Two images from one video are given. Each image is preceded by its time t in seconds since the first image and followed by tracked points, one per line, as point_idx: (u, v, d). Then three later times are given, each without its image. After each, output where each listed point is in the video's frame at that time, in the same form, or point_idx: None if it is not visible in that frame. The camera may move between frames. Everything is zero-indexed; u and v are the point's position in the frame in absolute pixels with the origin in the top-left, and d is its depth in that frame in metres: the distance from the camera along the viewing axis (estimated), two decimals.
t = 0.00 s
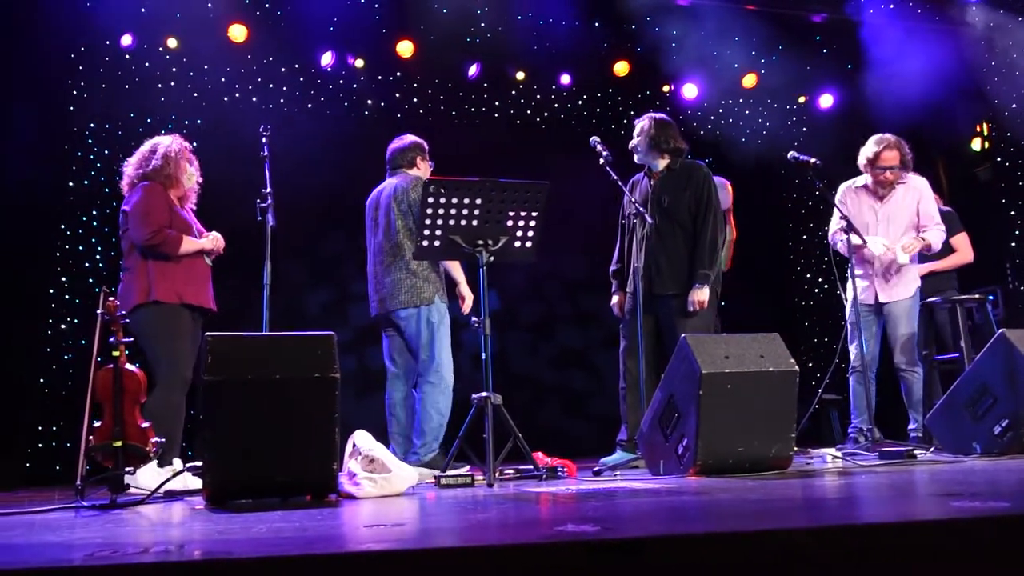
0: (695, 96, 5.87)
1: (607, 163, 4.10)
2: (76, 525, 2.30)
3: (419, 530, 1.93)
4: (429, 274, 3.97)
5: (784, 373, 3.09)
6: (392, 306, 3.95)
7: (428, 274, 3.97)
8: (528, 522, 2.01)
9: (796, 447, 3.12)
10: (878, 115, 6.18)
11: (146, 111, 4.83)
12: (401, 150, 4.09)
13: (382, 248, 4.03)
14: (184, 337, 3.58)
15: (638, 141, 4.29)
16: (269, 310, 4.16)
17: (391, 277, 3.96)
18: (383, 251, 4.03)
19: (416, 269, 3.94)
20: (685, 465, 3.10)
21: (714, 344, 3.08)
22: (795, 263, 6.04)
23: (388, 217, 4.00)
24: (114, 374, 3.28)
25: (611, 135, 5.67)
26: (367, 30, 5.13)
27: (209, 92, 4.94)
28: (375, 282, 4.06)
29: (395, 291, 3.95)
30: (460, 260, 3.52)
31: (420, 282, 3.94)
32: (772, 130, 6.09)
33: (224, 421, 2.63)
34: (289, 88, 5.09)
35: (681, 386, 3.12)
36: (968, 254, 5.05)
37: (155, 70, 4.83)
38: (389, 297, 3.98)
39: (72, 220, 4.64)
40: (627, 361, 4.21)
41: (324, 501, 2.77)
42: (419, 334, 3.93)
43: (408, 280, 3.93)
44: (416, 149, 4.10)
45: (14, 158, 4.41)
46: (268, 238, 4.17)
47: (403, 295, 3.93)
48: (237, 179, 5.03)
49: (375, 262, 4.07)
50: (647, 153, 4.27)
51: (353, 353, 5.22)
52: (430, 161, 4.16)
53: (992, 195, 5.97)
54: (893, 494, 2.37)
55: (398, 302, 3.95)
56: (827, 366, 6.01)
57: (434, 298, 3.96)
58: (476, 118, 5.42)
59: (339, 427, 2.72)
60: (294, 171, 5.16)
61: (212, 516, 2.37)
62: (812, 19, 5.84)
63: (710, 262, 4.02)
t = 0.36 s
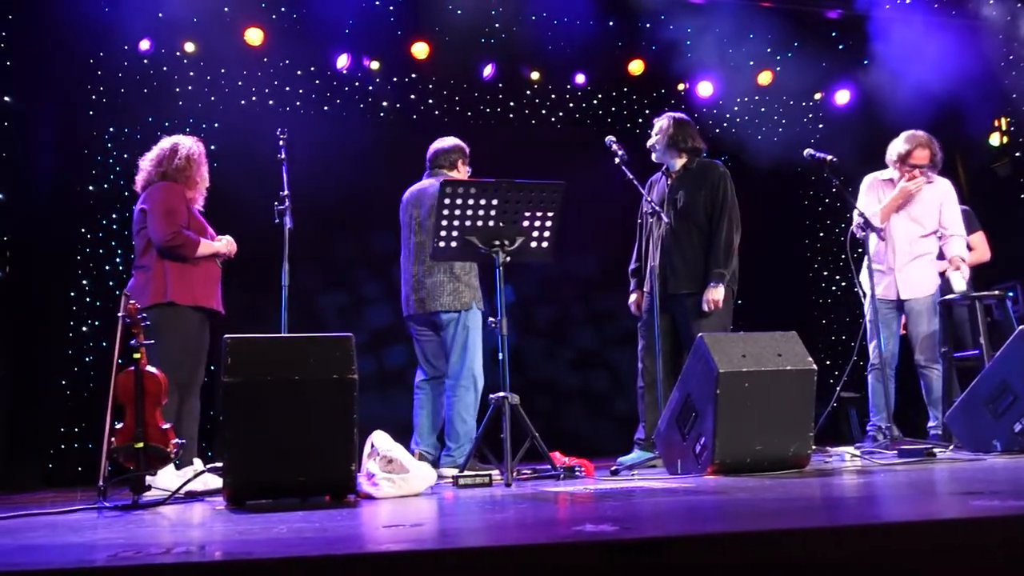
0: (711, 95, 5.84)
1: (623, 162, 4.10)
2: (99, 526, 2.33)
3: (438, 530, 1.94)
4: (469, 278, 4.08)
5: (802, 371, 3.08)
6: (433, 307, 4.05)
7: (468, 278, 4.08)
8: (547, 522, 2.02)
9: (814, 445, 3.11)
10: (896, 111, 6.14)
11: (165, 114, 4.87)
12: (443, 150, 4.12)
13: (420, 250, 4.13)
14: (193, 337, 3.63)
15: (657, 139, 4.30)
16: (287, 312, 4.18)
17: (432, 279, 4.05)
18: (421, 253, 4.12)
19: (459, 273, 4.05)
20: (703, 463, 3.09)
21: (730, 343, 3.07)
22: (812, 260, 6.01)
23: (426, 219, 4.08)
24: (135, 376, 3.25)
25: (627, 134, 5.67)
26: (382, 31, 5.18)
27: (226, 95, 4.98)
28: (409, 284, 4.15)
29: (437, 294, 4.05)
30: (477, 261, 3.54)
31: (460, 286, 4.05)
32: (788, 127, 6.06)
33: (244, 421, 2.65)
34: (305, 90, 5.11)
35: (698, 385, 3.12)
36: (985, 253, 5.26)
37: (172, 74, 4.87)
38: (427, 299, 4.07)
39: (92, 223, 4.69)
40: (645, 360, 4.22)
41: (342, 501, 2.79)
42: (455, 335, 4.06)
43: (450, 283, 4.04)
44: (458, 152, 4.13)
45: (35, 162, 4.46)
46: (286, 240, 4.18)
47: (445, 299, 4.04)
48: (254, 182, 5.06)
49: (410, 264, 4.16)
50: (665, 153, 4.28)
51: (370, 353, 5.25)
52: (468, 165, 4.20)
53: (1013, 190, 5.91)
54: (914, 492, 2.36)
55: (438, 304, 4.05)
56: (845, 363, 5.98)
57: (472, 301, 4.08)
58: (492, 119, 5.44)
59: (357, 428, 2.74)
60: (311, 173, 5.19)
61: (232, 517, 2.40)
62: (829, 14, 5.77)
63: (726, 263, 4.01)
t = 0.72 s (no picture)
0: (712, 94, 5.81)
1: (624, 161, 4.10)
2: (105, 530, 2.34)
3: (441, 532, 1.94)
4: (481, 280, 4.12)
5: (805, 370, 3.08)
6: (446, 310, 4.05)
7: (480, 280, 4.11)
8: (550, 523, 2.01)
9: (818, 444, 3.10)
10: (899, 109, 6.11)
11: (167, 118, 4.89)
12: (447, 155, 4.13)
13: (428, 253, 4.12)
14: (194, 340, 3.64)
15: (658, 140, 4.30)
16: (290, 315, 4.18)
17: (444, 282, 4.05)
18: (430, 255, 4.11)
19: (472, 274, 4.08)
20: (707, 463, 3.09)
21: (734, 342, 3.07)
22: (815, 259, 6.00)
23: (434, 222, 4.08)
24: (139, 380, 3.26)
25: (628, 134, 5.67)
26: (382, 33, 5.16)
27: (228, 99, 5.00)
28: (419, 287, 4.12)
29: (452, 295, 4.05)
30: (479, 263, 3.54)
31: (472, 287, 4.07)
32: (790, 125, 6.03)
33: (247, 422, 2.66)
34: (306, 93, 5.12)
35: (702, 384, 3.11)
36: (992, 250, 5.27)
37: (174, 78, 4.88)
38: (439, 302, 4.06)
39: (94, 227, 4.70)
40: (650, 359, 4.22)
41: (346, 504, 2.79)
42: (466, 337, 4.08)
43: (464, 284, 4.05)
44: (461, 158, 4.13)
45: (37, 168, 4.47)
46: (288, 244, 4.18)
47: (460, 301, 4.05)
48: (256, 185, 5.07)
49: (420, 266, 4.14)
50: (667, 153, 4.28)
51: (373, 355, 5.25)
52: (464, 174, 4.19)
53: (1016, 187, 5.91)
54: (919, 491, 2.36)
55: (451, 307, 4.05)
56: (849, 362, 5.97)
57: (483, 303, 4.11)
58: (493, 120, 5.44)
59: (361, 430, 2.74)
60: (313, 176, 5.20)
61: (237, 520, 2.40)
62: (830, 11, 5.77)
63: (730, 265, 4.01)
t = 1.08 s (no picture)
0: (715, 94, 5.79)
1: (628, 163, 4.10)
2: (111, 534, 2.33)
3: (447, 536, 1.93)
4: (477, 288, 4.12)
5: (811, 371, 3.06)
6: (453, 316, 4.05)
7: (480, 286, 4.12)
8: (558, 526, 2.01)
9: (825, 445, 3.10)
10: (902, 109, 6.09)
11: (171, 123, 4.89)
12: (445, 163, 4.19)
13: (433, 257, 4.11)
14: (197, 345, 3.63)
15: (661, 142, 4.29)
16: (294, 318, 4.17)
17: (450, 287, 4.05)
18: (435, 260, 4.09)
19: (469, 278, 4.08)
20: (714, 464, 3.08)
21: (739, 343, 3.06)
22: (819, 259, 5.98)
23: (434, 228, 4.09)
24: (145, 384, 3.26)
25: (631, 135, 5.66)
26: (384, 36, 5.16)
27: (231, 103, 5.00)
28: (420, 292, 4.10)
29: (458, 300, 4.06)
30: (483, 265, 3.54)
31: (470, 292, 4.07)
32: (794, 125, 6.01)
33: (253, 426, 2.65)
34: (308, 96, 5.13)
35: (708, 385, 3.10)
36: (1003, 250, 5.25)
37: (177, 83, 4.89)
38: (445, 307, 4.06)
39: (98, 232, 4.69)
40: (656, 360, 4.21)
41: (353, 507, 2.78)
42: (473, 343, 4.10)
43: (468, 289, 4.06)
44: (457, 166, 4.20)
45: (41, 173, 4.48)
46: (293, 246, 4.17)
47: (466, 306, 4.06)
48: (259, 189, 5.07)
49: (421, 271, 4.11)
50: (669, 155, 4.27)
51: (377, 357, 5.24)
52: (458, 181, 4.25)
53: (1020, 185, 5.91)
54: (928, 492, 2.35)
55: (457, 312, 4.05)
56: (855, 362, 5.95)
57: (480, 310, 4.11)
58: (496, 122, 5.44)
59: (366, 434, 2.74)
60: (317, 179, 5.20)
61: (243, 524, 2.40)
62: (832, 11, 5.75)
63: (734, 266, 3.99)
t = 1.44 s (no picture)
0: (726, 96, 5.76)
1: (640, 165, 4.08)
2: (124, 536, 2.33)
3: (460, 537, 1.93)
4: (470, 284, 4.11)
5: (825, 374, 3.05)
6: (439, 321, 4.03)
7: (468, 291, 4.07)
8: (572, 528, 2.00)
9: (839, 448, 3.08)
10: (913, 110, 6.07)
11: (182, 125, 4.90)
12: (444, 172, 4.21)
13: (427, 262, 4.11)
14: (212, 347, 3.64)
15: (673, 143, 4.28)
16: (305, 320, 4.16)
17: (433, 292, 4.04)
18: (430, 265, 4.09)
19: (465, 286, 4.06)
20: (727, 467, 3.07)
21: (753, 345, 3.05)
22: (830, 261, 5.95)
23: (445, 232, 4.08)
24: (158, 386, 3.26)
25: (642, 137, 5.66)
26: (395, 38, 5.16)
27: (242, 105, 5.02)
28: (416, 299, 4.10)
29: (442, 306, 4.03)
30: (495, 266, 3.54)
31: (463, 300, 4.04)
32: (805, 127, 5.97)
33: (264, 427, 2.65)
34: (319, 98, 5.14)
35: (721, 387, 3.09)
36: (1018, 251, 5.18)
37: (188, 85, 4.91)
38: (428, 312, 4.05)
39: (109, 233, 4.69)
40: (668, 362, 4.20)
41: (365, 509, 2.78)
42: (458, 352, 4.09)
43: (453, 296, 4.03)
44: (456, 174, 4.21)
45: (54, 175, 4.51)
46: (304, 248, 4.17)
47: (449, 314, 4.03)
48: (270, 191, 5.08)
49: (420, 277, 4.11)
50: (682, 156, 4.26)
51: (387, 359, 5.24)
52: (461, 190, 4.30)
53: None
54: (944, 495, 2.34)
55: (439, 316, 4.02)
56: (867, 365, 5.92)
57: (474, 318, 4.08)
58: (505, 123, 5.45)
59: (379, 435, 2.74)
60: (327, 182, 5.21)
61: (256, 525, 2.40)
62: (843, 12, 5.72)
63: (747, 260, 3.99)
